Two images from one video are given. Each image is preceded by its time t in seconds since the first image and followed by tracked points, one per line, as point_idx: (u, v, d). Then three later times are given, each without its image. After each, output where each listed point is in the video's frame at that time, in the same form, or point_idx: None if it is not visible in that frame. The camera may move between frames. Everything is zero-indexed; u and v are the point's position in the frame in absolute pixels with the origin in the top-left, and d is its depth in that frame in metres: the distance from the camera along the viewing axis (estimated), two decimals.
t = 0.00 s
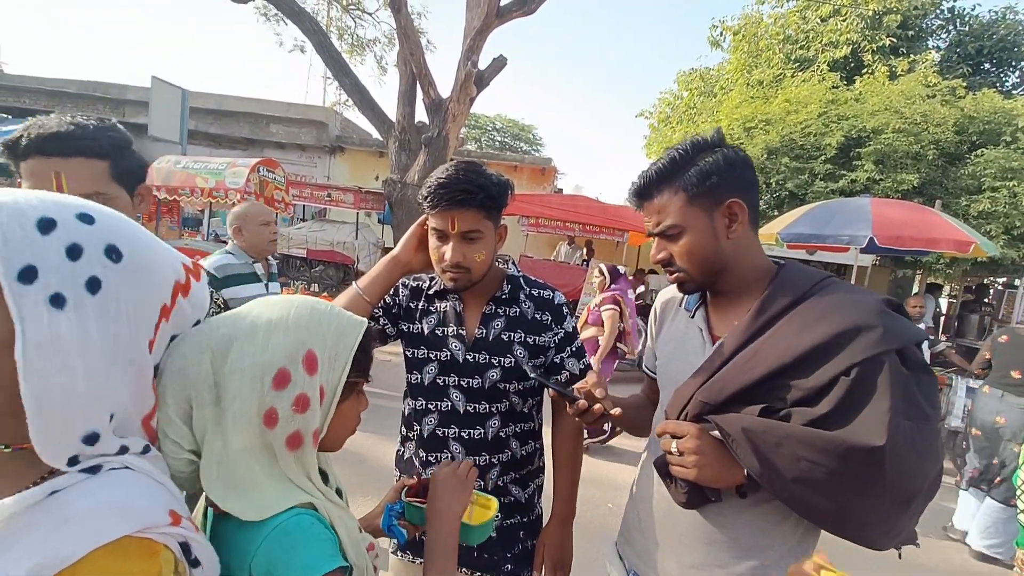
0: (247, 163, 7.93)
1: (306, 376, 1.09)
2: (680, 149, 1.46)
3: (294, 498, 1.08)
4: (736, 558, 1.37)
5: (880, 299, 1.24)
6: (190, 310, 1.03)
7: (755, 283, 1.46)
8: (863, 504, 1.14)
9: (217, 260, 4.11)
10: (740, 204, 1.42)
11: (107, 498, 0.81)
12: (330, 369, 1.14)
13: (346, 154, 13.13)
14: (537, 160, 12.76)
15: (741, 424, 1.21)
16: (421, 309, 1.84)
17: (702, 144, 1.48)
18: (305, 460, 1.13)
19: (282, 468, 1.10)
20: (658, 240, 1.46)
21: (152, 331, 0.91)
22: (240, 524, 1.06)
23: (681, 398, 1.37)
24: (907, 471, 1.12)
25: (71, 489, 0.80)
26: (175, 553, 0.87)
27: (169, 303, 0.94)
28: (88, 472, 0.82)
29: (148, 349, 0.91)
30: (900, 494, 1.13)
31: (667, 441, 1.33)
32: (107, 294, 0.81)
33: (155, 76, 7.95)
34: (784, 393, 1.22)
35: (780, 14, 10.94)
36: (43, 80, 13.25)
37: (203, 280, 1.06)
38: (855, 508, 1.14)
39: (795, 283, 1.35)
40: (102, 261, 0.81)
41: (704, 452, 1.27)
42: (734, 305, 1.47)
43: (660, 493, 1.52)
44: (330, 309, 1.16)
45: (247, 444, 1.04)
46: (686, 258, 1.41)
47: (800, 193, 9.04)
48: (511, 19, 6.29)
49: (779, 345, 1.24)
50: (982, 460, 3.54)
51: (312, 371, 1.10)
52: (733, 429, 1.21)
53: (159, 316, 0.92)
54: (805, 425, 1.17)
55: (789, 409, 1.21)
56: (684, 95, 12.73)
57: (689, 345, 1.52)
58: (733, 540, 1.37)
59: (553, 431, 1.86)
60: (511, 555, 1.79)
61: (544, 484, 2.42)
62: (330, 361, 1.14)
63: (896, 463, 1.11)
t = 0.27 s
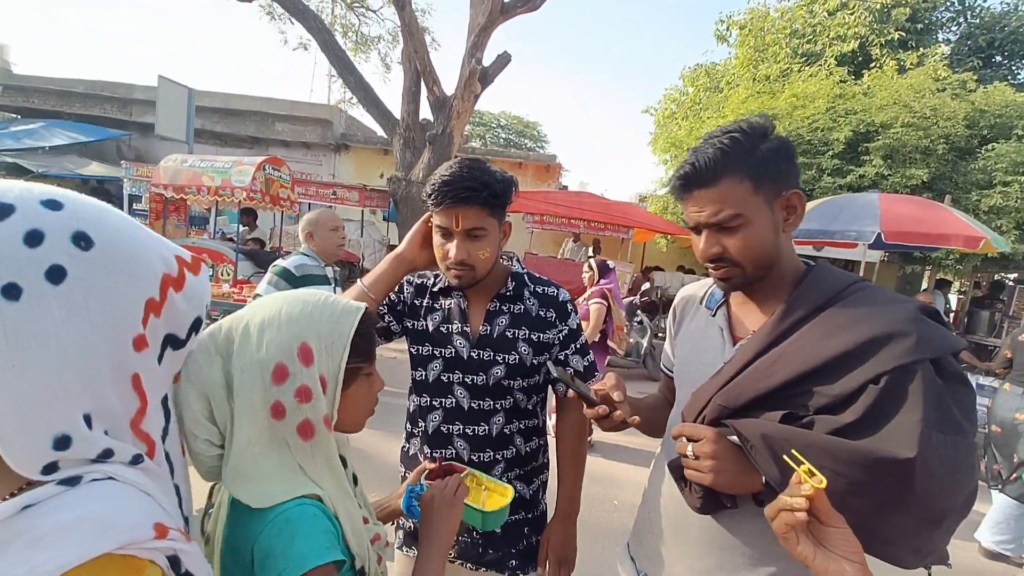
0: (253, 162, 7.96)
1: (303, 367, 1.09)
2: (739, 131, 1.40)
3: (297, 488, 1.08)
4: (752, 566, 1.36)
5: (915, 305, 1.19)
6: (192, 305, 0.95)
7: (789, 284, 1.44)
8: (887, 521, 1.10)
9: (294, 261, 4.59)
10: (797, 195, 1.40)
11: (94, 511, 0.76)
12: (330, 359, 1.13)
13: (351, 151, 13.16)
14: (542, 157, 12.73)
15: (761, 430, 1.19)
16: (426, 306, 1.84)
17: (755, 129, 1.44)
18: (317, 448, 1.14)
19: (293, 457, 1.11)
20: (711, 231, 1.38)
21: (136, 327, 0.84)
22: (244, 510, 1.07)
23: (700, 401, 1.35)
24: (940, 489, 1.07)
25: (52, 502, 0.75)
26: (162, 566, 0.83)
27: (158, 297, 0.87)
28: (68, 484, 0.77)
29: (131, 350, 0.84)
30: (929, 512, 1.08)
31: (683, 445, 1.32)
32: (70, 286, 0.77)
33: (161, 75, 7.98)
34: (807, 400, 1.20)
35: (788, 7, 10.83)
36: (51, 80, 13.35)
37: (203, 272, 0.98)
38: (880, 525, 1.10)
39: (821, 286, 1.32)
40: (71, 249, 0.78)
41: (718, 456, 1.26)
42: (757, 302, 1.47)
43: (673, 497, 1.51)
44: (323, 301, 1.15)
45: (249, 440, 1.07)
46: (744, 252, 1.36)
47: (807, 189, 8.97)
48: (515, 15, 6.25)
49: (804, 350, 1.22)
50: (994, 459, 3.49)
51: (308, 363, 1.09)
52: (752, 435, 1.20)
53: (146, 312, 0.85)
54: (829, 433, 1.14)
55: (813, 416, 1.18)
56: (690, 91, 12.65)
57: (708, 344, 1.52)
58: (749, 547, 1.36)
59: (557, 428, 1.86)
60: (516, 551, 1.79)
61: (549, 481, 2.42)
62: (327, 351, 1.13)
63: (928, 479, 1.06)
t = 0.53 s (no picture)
0: (257, 160, 7.97)
1: (296, 365, 1.13)
2: (807, 125, 1.39)
3: (308, 469, 1.09)
4: (766, 567, 1.35)
5: (932, 302, 1.19)
6: (173, 291, 0.92)
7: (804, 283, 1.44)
8: (916, 522, 1.09)
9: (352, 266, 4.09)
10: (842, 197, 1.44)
11: (109, 504, 0.75)
12: (323, 353, 1.15)
13: (354, 149, 13.18)
14: (545, 154, 12.70)
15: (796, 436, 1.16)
16: (427, 303, 1.84)
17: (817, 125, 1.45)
18: (332, 435, 1.16)
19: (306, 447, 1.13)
20: (776, 225, 1.35)
21: (117, 322, 0.81)
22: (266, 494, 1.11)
23: (724, 405, 1.31)
24: (965, 487, 1.07)
25: (69, 496, 0.73)
26: (178, 547, 0.85)
27: (135, 287, 0.83)
28: (85, 474, 0.76)
29: (112, 345, 0.81)
30: (955, 510, 1.08)
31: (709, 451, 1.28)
32: (33, 283, 0.73)
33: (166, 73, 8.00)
34: (836, 402, 1.18)
35: (793, 3, 10.74)
36: (57, 81, 13.43)
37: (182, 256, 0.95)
38: (906, 527, 1.10)
39: (834, 287, 1.31)
40: (25, 247, 0.72)
41: (752, 464, 1.22)
42: (769, 297, 1.47)
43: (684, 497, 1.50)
44: (310, 300, 1.20)
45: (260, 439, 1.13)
46: (803, 248, 1.35)
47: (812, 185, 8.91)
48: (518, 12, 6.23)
49: (826, 352, 1.20)
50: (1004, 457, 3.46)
51: (300, 359, 1.14)
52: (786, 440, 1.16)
53: (125, 305, 0.82)
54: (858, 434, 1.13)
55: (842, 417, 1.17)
56: (694, 88, 12.58)
57: (718, 341, 1.50)
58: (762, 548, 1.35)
59: (559, 424, 1.85)
60: (518, 547, 1.78)
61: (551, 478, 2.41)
62: (317, 346, 1.15)
63: (959, 478, 1.05)
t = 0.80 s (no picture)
0: (258, 158, 7.98)
1: (333, 381, 1.12)
2: (813, 125, 1.37)
3: (368, 463, 1.12)
4: (770, 560, 1.35)
5: (939, 301, 1.20)
6: (139, 296, 0.82)
7: (809, 280, 1.43)
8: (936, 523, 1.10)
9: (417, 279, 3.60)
10: (848, 202, 1.42)
11: (90, 519, 0.73)
12: (359, 367, 1.13)
13: (356, 147, 13.17)
14: (546, 151, 12.67)
15: (822, 447, 1.14)
16: (428, 300, 1.83)
17: (826, 124, 1.40)
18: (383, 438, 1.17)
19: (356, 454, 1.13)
20: (763, 225, 1.35)
21: (53, 330, 0.75)
22: (330, 493, 1.14)
23: (742, 412, 1.30)
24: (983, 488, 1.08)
25: (50, 514, 0.71)
26: (170, 556, 0.83)
27: (78, 291, 0.76)
28: (65, 490, 0.74)
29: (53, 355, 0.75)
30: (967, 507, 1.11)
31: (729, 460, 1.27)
32: None
33: (168, 72, 8.01)
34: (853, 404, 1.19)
35: None
36: (59, 79, 13.45)
37: (160, 260, 0.85)
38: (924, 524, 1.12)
39: (843, 285, 1.31)
40: None
41: (775, 474, 1.22)
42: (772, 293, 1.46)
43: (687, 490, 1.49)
44: (339, 314, 1.16)
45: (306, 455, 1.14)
46: (792, 252, 1.35)
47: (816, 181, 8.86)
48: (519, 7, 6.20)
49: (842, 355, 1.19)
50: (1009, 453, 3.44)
51: (337, 374, 1.12)
52: (813, 451, 1.15)
53: (62, 311, 0.75)
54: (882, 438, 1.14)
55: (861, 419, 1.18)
56: (696, 83, 12.52)
57: (723, 338, 1.48)
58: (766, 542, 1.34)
59: (560, 421, 1.85)
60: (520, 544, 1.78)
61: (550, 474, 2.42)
62: (354, 360, 1.13)
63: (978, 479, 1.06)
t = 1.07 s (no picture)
0: (257, 154, 7.96)
1: (387, 380, 1.10)
2: (811, 116, 1.37)
3: (428, 452, 1.13)
4: (768, 552, 1.35)
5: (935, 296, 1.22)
6: (96, 297, 0.78)
7: (805, 272, 1.44)
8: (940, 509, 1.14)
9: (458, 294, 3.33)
10: (841, 197, 1.43)
11: (35, 559, 0.66)
12: (411, 365, 1.13)
13: (355, 143, 13.14)
14: (546, 148, 12.64)
15: (835, 440, 1.14)
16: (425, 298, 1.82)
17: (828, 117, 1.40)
18: (438, 432, 1.18)
19: (416, 449, 1.13)
20: (764, 213, 1.34)
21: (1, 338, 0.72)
22: (395, 484, 1.13)
23: (751, 407, 1.28)
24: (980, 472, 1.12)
25: None
26: None
27: (27, 296, 0.73)
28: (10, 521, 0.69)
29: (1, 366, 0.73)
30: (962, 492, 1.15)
31: (739, 458, 1.25)
32: None
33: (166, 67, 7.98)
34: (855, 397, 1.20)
35: None
36: (57, 74, 13.38)
37: (126, 260, 0.81)
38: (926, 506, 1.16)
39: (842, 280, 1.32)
40: None
41: (787, 471, 1.19)
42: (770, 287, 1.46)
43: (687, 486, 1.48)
44: (386, 313, 1.14)
45: (363, 456, 1.11)
46: (790, 240, 1.34)
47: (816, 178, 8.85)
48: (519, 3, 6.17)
49: (847, 349, 1.19)
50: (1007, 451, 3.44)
51: (391, 373, 1.11)
52: (826, 445, 1.14)
53: (9, 319, 0.72)
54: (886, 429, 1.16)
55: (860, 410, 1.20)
56: (696, 80, 12.48)
57: (723, 333, 1.47)
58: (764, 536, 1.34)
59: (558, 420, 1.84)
60: (518, 541, 1.79)
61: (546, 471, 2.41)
62: (406, 358, 1.12)
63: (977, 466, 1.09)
